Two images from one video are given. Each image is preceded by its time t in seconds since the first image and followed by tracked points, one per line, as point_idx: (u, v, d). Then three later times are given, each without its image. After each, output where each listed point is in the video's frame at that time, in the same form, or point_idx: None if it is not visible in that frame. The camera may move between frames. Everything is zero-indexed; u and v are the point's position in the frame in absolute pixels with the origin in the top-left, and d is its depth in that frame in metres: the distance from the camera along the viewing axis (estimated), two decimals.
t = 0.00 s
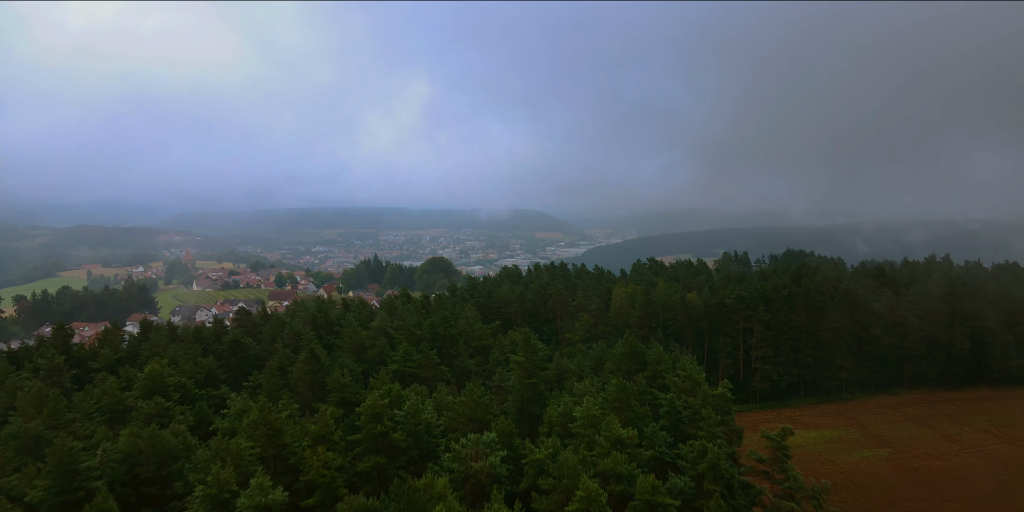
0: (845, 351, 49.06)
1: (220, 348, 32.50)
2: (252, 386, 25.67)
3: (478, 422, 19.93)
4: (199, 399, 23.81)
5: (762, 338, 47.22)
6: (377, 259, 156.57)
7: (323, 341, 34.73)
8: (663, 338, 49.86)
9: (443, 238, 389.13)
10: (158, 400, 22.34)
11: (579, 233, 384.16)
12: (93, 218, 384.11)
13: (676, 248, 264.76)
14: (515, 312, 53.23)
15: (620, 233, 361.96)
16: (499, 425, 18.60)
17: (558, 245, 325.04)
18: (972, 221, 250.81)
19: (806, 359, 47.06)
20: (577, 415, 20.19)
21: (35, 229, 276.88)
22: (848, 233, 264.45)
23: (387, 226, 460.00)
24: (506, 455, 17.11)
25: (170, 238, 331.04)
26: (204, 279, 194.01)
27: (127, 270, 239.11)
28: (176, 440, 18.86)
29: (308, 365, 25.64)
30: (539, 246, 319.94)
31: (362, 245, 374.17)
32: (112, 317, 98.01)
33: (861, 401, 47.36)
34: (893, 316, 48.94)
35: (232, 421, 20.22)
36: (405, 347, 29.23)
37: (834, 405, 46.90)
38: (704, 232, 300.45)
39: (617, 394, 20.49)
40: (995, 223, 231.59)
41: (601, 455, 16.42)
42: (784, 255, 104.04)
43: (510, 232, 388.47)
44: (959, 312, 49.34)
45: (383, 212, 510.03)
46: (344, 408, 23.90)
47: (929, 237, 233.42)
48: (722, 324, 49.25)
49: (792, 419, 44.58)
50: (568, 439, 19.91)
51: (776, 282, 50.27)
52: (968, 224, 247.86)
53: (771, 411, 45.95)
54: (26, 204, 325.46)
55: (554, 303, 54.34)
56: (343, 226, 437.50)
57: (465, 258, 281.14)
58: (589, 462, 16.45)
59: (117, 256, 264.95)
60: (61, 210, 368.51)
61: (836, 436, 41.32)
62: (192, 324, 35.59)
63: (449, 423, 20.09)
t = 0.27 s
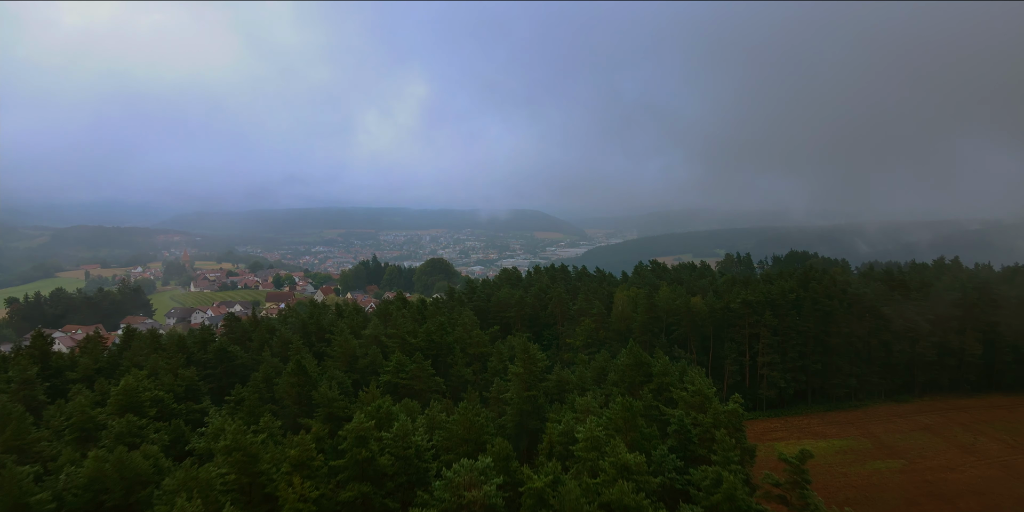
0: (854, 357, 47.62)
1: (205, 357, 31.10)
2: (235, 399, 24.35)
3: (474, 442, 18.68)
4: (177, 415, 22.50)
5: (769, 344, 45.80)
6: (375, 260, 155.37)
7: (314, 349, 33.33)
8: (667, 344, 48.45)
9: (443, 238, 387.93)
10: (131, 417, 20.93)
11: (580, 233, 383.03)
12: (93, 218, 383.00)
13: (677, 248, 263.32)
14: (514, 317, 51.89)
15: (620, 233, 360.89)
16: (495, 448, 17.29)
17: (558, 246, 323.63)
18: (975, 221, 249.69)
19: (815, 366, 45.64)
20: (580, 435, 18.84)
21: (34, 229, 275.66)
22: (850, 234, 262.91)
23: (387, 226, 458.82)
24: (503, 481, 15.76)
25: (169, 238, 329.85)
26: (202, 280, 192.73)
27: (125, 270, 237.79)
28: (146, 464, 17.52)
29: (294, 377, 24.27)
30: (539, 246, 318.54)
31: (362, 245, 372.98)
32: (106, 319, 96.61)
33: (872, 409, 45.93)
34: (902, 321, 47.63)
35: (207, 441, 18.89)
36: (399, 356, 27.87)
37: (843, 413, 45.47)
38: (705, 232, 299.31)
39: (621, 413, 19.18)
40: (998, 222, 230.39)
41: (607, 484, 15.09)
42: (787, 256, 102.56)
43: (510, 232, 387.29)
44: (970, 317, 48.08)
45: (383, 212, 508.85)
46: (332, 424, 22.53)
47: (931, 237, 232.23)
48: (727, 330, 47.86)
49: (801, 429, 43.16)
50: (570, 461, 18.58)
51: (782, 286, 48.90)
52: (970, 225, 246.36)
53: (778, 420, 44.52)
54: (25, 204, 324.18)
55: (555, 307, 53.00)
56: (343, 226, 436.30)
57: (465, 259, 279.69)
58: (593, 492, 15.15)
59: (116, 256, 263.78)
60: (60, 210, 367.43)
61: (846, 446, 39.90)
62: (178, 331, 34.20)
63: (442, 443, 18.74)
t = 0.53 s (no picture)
0: (864, 364, 46.18)
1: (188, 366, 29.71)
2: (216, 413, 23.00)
3: (467, 465, 17.71)
4: (152, 433, 21.18)
5: (776, 350, 44.40)
6: (374, 261, 154.14)
7: (303, 357, 31.94)
8: (670, 349, 47.05)
9: (443, 238, 386.89)
10: (101, 435, 19.53)
11: (580, 233, 381.81)
12: (92, 217, 382.23)
13: (678, 248, 261.85)
14: (514, 321, 50.56)
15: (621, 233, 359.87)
16: (489, 475, 16.04)
17: (559, 246, 322.20)
18: (977, 221, 248.55)
19: (823, 372, 44.22)
20: (581, 457, 17.64)
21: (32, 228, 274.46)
22: (852, 234, 261.37)
23: (387, 226, 457.78)
24: None
25: (169, 238, 328.78)
26: (200, 281, 192.24)
27: (123, 271, 236.40)
28: (110, 490, 16.19)
29: (279, 390, 22.90)
30: (539, 246, 317.07)
31: (361, 245, 371.81)
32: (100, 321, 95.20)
33: (881, 417, 44.56)
34: (912, 326, 46.36)
35: (180, 464, 17.57)
36: (391, 366, 26.51)
37: (852, 421, 44.05)
38: (706, 232, 298.17)
39: (627, 432, 17.85)
40: (1001, 222, 229.21)
41: None
42: (790, 258, 101.14)
43: (510, 232, 386.12)
44: (983, 323, 46.88)
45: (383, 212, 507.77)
46: (318, 441, 21.16)
47: (934, 237, 231.04)
48: (733, 334, 46.46)
49: (810, 437, 41.72)
50: (572, 487, 17.33)
51: (789, 290, 47.53)
52: (973, 224, 244.88)
53: (785, 428, 43.08)
54: (23, 204, 322.89)
55: (556, 310, 51.68)
56: (343, 226, 435.18)
57: (465, 259, 278.26)
58: None
59: (115, 256, 262.70)
60: (60, 210, 366.60)
61: (858, 456, 38.43)
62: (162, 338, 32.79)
63: (434, 466, 17.66)
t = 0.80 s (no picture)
0: (874, 371, 44.78)
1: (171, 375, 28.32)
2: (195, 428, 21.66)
3: (460, 490, 16.52)
4: (124, 450, 19.85)
5: (784, 356, 43.00)
6: (374, 261, 152.76)
7: (292, 365, 30.54)
8: (674, 354, 45.67)
9: (444, 238, 385.60)
10: (67, 455, 18.17)
11: (581, 233, 380.40)
12: (92, 217, 381.08)
13: (679, 249, 260.33)
14: (514, 324, 49.27)
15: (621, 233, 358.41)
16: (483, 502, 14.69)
17: (559, 246, 320.75)
18: (980, 222, 246.97)
19: (832, 378, 42.81)
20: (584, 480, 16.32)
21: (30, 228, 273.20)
22: (854, 234, 259.74)
23: (387, 226, 456.48)
24: None
25: (168, 238, 327.52)
26: (198, 281, 190.92)
27: (121, 271, 235.16)
28: None
29: (261, 403, 21.52)
30: (540, 246, 316.03)
31: (361, 245, 370.56)
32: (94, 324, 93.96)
33: (892, 424, 43.18)
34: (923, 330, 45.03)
35: (149, 487, 16.22)
36: (383, 375, 25.11)
37: (863, 429, 42.63)
38: (707, 232, 296.74)
39: (634, 454, 16.49)
40: (1004, 223, 227.67)
41: None
42: (795, 258, 99.64)
43: (510, 233, 384.76)
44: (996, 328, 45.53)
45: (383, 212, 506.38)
46: (302, 459, 19.78)
47: (937, 237, 229.48)
48: (738, 339, 45.09)
49: (819, 446, 40.28)
50: None
51: (797, 293, 46.16)
52: (976, 224, 243.27)
53: (793, 436, 41.67)
54: (22, 204, 321.77)
55: (557, 314, 50.37)
56: (343, 226, 433.86)
57: (465, 259, 276.94)
58: None
59: (113, 256, 261.52)
60: (58, 209, 365.33)
61: (869, 466, 37.04)
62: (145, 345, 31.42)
63: (424, 489, 16.39)
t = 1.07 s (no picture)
0: (885, 377, 43.25)
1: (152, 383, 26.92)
2: (171, 443, 20.25)
3: None
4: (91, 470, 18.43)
5: (792, 361, 41.57)
6: (372, 262, 151.44)
7: (280, 374, 29.15)
8: (679, 359, 44.26)
9: (444, 238, 384.42)
10: (26, 476, 16.76)
11: (581, 233, 379.07)
12: (91, 217, 380.08)
13: (680, 249, 259.03)
14: (513, 328, 47.89)
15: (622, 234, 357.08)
16: None
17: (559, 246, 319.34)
18: (983, 222, 245.52)
19: (843, 384, 41.35)
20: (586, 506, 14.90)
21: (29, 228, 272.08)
22: (855, 234, 258.39)
23: (387, 226, 455.30)
24: None
25: (167, 238, 326.46)
26: (196, 282, 189.65)
27: (119, 272, 233.74)
28: None
29: (241, 417, 20.10)
30: (540, 247, 314.72)
31: (361, 246, 369.35)
32: (88, 325, 92.59)
33: (904, 432, 41.70)
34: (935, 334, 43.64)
35: None
36: (373, 385, 23.73)
37: (874, 437, 41.20)
38: (708, 233, 295.42)
39: (641, 477, 15.09)
40: (1007, 223, 226.32)
41: None
42: (798, 260, 98.26)
43: (510, 233, 383.46)
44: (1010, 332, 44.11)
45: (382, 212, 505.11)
46: (283, 479, 18.42)
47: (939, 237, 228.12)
48: (745, 344, 43.63)
49: (829, 455, 38.82)
50: None
51: (805, 296, 44.72)
52: (978, 224, 242.00)
53: (803, 444, 40.20)
54: (20, 204, 320.40)
55: (557, 317, 48.97)
56: (342, 227, 432.73)
57: (465, 259, 275.47)
58: None
59: (112, 256, 260.45)
60: (58, 210, 364.34)
61: (883, 477, 35.57)
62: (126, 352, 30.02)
63: None
